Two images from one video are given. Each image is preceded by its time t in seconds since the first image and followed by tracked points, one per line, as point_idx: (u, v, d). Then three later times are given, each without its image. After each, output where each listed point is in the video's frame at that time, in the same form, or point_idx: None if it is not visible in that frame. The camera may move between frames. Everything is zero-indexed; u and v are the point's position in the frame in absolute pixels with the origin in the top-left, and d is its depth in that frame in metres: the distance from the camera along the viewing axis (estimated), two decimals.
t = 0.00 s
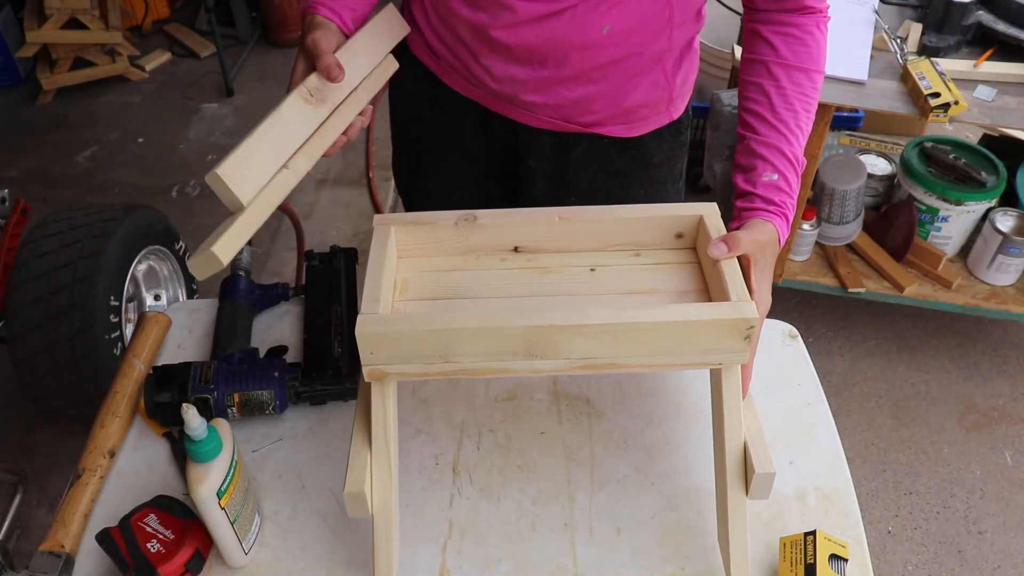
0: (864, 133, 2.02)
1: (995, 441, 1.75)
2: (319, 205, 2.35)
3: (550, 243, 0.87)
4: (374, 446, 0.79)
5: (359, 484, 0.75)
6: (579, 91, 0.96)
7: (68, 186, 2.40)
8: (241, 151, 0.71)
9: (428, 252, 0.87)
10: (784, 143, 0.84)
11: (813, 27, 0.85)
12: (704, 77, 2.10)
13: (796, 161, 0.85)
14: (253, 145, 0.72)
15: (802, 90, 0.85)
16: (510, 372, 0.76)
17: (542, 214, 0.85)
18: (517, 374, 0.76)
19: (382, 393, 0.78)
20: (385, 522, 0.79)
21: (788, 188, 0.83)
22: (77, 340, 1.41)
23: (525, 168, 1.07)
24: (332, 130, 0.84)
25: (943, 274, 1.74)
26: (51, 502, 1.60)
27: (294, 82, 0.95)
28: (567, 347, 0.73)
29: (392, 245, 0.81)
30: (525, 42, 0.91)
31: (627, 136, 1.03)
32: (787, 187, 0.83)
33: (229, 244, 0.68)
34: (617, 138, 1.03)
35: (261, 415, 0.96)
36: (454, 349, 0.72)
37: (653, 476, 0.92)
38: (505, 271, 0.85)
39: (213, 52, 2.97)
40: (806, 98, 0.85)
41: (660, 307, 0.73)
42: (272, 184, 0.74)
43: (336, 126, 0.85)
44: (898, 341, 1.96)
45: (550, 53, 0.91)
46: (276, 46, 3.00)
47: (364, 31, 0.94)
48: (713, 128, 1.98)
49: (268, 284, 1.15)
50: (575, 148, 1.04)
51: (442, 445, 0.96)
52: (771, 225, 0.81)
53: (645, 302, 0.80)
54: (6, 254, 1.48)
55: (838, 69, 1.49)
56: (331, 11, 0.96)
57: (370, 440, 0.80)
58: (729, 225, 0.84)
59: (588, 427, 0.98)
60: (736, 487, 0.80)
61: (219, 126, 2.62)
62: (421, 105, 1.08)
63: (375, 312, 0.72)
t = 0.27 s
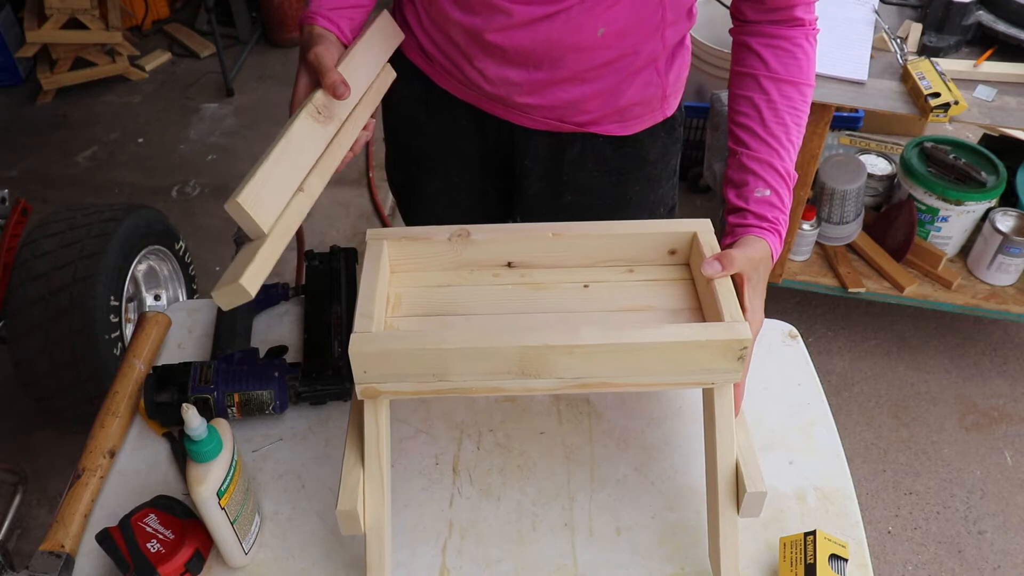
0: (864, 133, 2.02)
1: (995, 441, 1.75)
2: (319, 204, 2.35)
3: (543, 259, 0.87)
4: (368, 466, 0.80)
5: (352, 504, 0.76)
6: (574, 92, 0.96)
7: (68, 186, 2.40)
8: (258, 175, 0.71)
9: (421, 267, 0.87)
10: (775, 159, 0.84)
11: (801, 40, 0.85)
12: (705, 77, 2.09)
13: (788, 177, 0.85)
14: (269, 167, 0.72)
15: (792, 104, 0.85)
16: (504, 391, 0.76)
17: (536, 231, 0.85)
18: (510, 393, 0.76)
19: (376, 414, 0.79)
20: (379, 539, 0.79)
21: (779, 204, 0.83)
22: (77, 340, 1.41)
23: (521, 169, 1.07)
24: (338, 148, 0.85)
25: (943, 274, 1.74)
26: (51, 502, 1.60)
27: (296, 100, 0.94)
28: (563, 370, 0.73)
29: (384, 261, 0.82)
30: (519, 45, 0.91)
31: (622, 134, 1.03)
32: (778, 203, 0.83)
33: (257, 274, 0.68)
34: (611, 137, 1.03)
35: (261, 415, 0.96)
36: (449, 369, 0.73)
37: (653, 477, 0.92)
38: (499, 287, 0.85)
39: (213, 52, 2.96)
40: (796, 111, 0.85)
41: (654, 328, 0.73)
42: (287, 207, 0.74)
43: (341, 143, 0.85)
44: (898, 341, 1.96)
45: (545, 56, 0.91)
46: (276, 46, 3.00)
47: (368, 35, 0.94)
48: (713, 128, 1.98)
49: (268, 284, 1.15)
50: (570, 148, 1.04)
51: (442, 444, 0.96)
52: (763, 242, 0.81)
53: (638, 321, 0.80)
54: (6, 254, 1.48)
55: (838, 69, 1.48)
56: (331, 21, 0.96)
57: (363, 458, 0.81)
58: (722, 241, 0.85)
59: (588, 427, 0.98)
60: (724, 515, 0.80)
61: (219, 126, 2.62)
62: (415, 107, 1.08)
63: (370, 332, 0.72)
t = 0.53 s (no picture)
0: (865, 133, 2.02)
1: (995, 441, 1.75)
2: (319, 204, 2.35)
3: (540, 275, 0.87)
4: (365, 484, 0.81)
5: (349, 523, 0.77)
6: (569, 95, 0.96)
7: (68, 186, 2.40)
8: (255, 184, 0.71)
9: (417, 281, 0.87)
10: (773, 174, 0.84)
11: (799, 54, 0.84)
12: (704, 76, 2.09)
13: (786, 193, 0.85)
14: (266, 177, 0.72)
15: (789, 119, 0.85)
16: (503, 415, 0.77)
17: (534, 248, 0.85)
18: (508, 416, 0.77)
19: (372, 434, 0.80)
20: (375, 556, 0.79)
21: (777, 221, 0.83)
22: (77, 341, 1.41)
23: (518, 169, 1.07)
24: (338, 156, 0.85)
25: (943, 274, 1.74)
26: (51, 502, 1.60)
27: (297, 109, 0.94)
28: (559, 395, 0.73)
29: (381, 278, 0.82)
30: (513, 48, 0.91)
31: (617, 136, 1.02)
32: (776, 219, 0.83)
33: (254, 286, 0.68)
34: (606, 139, 1.03)
35: (261, 415, 0.96)
36: (446, 394, 0.73)
37: (652, 476, 0.92)
38: (497, 304, 0.85)
39: (213, 52, 2.96)
40: (794, 126, 0.85)
41: (654, 354, 0.73)
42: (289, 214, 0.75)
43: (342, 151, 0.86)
44: (898, 341, 1.96)
45: (539, 59, 0.91)
46: (276, 46, 3.00)
47: (368, 36, 0.94)
48: (713, 127, 1.98)
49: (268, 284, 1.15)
50: (566, 149, 1.04)
51: (442, 444, 0.96)
52: (761, 260, 0.81)
53: (637, 344, 0.80)
54: (6, 254, 1.48)
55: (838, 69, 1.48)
56: (331, 26, 0.96)
57: (360, 476, 0.81)
58: (721, 256, 0.85)
59: (588, 427, 0.98)
60: (720, 525, 0.80)
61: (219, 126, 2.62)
62: (412, 108, 1.08)
63: (368, 357, 0.73)
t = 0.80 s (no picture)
0: (864, 133, 2.02)
1: (995, 441, 1.75)
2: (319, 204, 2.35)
3: (539, 278, 0.87)
4: (363, 488, 0.81)
5: (347, 527, 0.77)
6: (567, 96, 0.96)
7: (68, 186, 2.40)
8: (249, 190, 0.71)
9: (417, 285, 0.87)
10: (773, 178, 0.84)
11: (798, 55, 0.84)
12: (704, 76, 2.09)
13: (786, 198, 0.85)
14: (259, 183, 0.72)
15: (789, 122, 0.84)
16: (503, 420, 0.77)
17: (534, 252, 0.85)
18: (507, 421, 0.77)
19: (371, 438, 0.80)
20: (374, 562, 0.80)
21: (778, 224, 0.83)
22: (76, 341, 1.41)
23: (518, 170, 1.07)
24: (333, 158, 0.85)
25: (943, 274, 1.74)
26: (51, 502, 1.60)
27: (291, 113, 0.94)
28: (559, 401, 0.73)
29: (380, 282, 0.82)
30: (512, 50, 0.91)
31: (616, 138, 1.02)
32: (777, 222, 0.83)
33: (244, 292, 0.68)
34: (605, 140, 1.03)
35: (261, 415, 0.96)
36: (445, 399, 0.73)
37: (653, 477, 0.92)
38: (497, 308, 0.85)
39: (213, 52, 2.96)
40: (794, 128, 0.85)
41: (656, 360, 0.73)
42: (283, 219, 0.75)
43: (336, 154, 0.86)
44: (898, 341, 1.96)
45: (538, 61, 0.92)
46: (276, 46, 3.00)
47: (366, 38, 0.94)
48: (713, 127, 1.98)
49: (268, 284, 1.15)
50: (565, 150, 1.04)
51: (442, 444, 0.96)
52: (762, 265, 0.81)
53: (637, 351, 0.80)
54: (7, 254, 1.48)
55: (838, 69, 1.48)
56: (328, 29, 0.96)
57: (358, 480, 0.81)
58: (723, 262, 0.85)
59: (588, 427, 0.98)
60: (720, 528, 0.80)
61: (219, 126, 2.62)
62: (411, 110, 1.08)
63: (367, 361, 0.73)
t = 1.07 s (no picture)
0: (865, 133, 2.02)
1: (995, 441, 1.75)
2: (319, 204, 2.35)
3: (537, 277, 0.87)
4: (362, 487, 0.81)
5: (346, 526, 0.77)
6: (570, 95, 0.96)
7: (68, 186, 2.40)
8: (252, 191, 0.71)
9: (415, 285, 0.87)
10: (775, 175, 0.84)
11: (800, 51, 0.84)
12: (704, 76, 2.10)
13: (790, 194, 0.84)
14: (263, 184, 0.72)
15: (791, 118, 0.85)
16: (499, 417, 0.77)
17: (531, 249, 0.85)
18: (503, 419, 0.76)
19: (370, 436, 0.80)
20: (373, 560, 0.80)
21: (782, 221, 0.83)
22: (77, 340, 1.41)
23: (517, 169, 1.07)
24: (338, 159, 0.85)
25: (943, 274, 1.74)
26: (51, 502, 1.60)
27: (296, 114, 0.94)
28: (557, 396, 0.74)
29: (377, 280, 0.82)
30: (514, 50, 0.91)
31: (617, 136, 1.03)
32: (781, 220, 0.83)
33: (251, 293, 0.68)
34: (607, 139, 1.03)
35: (261, 415, 0.96)
36: (443, 396, 0.73)
37: (653, 477, 0.92)
38: (493, 307, 0.85)
39: (213, 52, 2.96)
40: (796, 125, 0.85)
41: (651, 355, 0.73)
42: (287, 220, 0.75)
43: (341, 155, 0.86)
44: (898, 341, 1.96)
45: (539, 60, 0.91)
46: (276, 46, 3.00)
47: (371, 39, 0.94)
48: (713, 127, 1.98)
49: (268, 284, 1.15)
50: (566, 149, 1.04)
51: (442, 444, 0.96)
52: (766, 263, 0.81)
53: (636, 347, 0.80)
54: (7, 254, 1.48)
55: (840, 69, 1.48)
56: (332, 30, 0.96)
57: (357, 479, 0.81)
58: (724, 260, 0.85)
59: (588, 427, 0.98)
60: (718, 527, 0.80)
61: (219, 126, 2.62)
62: (411, 109, 1.08)
63: (364, 359, 0.73)
